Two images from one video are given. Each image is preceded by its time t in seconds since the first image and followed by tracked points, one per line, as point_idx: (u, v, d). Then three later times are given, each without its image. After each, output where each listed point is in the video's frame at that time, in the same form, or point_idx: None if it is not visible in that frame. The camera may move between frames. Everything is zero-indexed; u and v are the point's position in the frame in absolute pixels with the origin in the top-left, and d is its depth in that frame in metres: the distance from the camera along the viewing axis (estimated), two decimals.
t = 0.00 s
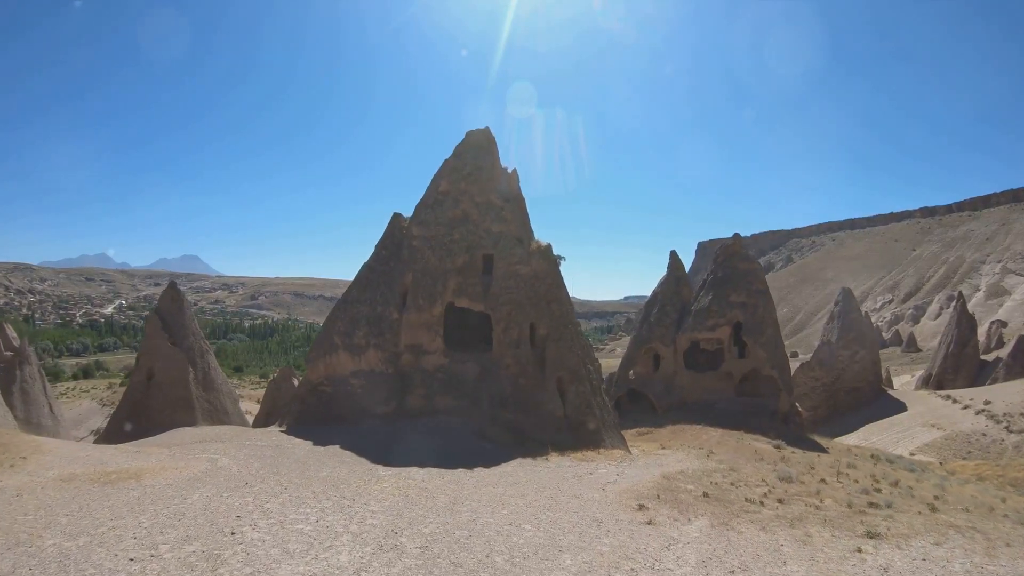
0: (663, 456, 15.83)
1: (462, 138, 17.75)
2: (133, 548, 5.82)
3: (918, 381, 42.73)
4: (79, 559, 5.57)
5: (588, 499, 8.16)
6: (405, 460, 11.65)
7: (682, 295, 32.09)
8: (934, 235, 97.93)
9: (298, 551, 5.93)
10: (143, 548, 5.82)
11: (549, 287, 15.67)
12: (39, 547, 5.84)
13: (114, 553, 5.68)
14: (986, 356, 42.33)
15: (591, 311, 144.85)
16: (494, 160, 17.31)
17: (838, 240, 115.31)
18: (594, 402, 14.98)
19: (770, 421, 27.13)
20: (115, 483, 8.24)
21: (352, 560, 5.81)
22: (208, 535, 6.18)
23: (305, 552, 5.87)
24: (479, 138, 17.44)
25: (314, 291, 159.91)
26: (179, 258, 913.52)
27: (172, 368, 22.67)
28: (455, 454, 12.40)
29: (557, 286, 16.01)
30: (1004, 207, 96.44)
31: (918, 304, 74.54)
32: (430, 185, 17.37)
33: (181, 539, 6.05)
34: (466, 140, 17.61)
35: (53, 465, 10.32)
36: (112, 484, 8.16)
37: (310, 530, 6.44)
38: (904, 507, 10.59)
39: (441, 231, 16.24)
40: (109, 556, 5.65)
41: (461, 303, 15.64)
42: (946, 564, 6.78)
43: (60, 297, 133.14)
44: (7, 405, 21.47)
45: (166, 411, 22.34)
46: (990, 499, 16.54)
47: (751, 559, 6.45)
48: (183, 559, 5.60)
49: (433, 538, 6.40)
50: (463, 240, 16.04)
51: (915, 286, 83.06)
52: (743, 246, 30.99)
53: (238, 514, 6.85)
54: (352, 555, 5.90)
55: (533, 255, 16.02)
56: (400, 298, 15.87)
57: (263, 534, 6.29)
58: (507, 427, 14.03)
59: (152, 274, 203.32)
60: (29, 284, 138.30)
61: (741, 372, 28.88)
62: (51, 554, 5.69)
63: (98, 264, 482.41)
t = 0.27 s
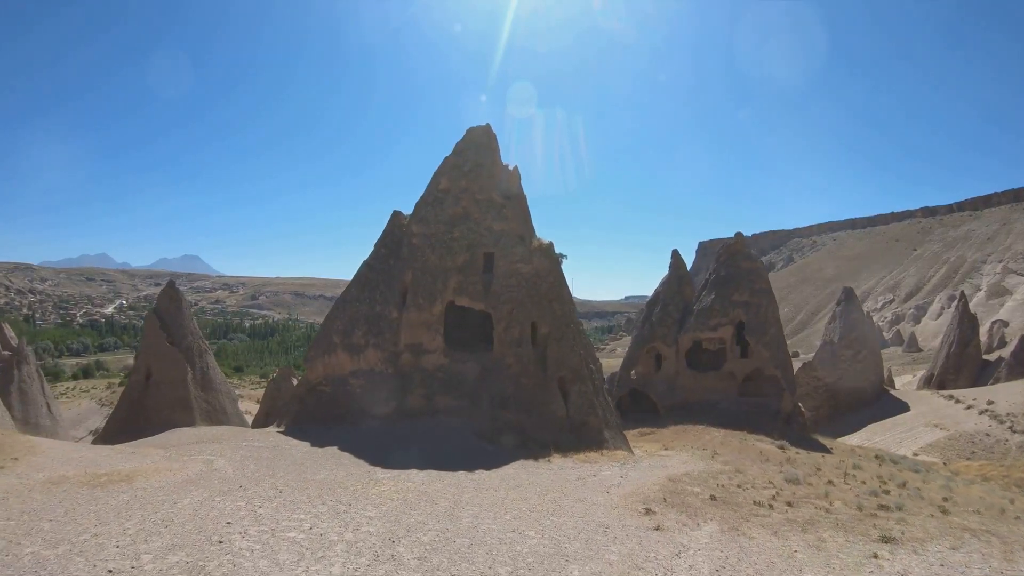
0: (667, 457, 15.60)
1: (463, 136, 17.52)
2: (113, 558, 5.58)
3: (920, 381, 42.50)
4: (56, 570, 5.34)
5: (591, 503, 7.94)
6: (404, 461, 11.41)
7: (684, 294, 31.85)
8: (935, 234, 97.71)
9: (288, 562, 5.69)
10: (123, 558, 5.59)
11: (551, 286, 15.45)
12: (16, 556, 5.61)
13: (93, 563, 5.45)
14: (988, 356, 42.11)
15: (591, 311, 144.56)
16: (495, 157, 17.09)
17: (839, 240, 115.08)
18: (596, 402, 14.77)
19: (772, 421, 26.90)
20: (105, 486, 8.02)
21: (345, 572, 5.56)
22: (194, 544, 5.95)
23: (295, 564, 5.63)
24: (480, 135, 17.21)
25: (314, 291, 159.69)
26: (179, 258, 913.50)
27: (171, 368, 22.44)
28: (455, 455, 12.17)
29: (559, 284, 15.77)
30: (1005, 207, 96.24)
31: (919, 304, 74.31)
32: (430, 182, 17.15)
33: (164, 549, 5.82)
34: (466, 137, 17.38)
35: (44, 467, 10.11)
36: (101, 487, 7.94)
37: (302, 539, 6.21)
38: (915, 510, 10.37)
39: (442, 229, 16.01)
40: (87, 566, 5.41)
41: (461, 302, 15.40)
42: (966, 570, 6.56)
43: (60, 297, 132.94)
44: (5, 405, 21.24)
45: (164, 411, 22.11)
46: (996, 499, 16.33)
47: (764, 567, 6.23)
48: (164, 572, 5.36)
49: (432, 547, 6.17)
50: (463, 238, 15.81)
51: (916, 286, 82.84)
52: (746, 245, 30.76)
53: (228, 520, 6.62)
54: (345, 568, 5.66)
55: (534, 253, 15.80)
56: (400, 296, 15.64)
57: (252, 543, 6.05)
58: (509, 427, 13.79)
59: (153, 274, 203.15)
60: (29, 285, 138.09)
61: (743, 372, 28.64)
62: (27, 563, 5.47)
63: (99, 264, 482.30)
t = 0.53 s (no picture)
0: (671, 457, 15.32)
1: (463, 131, 17.26)
2: (89, 569, 5.31)
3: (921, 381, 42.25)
4: None
5: (596, 507, 7.67)
6: (404, 462, 11.15)
7: (687, 293, 31.59)
8: (936, 234, 97.45)
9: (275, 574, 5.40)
10: (100, 569, 5.31)
11: (553, 284, 15.20)
12: None
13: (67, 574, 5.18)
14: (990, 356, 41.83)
15: (591, 311, 144.32)
16: (496, 153, 16.82)
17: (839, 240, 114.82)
18: (599, 402, 14.50)
19: (775, 421, 26.63)
20: (91, 488, 7.76)
21: None
22: (178, 553, 5.67)
23: None
24: (481, 131, 16.95)
25: (314, 291, 159.47)
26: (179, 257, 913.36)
27: (168, 367, 22.16)
28: (456, 456, 11.90)
29: (561, 282, 15.51)
30: (1006, 207, 96.00)
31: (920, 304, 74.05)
32: (430, 179, 16.89)
33: (145, 558, 5.54)
34: (467, 133, 17.12)
35: (33, 468, 9.86)
36: (88, 489, 7.69)
37: (293, 548, 5.93)
38: (928, 512, 10.12)
39: (442, 225, 15.74)
40: None
41: (462, 301, 15.13)
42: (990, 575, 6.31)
43: (60, 297, 132.64)
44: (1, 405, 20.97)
45: (161, 411, 21.84)
46: (1003, 500, 16.07)
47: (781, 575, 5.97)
48: None
49: (432, 557, 5.89)
50: (464, 235, 15.54)
51: (917, 286, 82.59)
52: (748, 244, 30.51)
53: (216, 526, 6.35)
54: None
55: (536, 250, 15.55)
56: (400, 294, 15.37)
57: (239, 552, 5.77)
58: (510, 428, 13.52)
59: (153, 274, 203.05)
60: (29, 284, 137.80)
61: (746, 371, 28.38)
62: None
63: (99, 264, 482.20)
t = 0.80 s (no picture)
0: (676, 458, 15.07)
1: (464, 128, 17.03)
2: None
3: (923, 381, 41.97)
4: None
5: (601, 512, 7.42)
6: (403, 464, 10.90)
7: (689, 292, 31.34)
8: (937, 234, 97.14)
9: None
10: None
11: (555, 282, 14.96)
12: None
13: None
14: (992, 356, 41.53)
15: (591, 311, 144.11)
16: (497, 149, 16.59)
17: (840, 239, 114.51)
18: (602, 402, 14.25)
19: (778, 422, 26.38)
20: (79, 491, 7.53)
21: None
22: (159, 563, 5.42)
23: None
24: (482, 127, 16.70)
25: (315, 292, 159.27)
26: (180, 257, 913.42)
27: (166, 367, 21.91)
28: (456, 457, 11.65)
29: (563, 280, 15.27)
30: (1007, 207, 95.69)
31: (922, 303, 73.76)
32: (430, 176, 16.65)
33: (123, 569, 5.29)
34: (468, 129, 16.89)
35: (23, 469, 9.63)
36: (75, 492, 7.46)
37: (283, 558, 5.67)
38: (940, 514, 9.88)
39: (442, 223, 15.50)
40: None
41: (462, 299, 14.88)
42: None
43: (60, 297, 132.47)
44: None
45: (159, 411, 21.58)
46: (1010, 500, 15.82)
47: None
48: None
49: (431, 568, 5.63)
50: (465, 233, 15.29)
51: (918, 286, 82.30)
52: (751, 242, 30.27)
53: (204, 533, 6.12)
54: None
55: (538, 248, 15.32)
56: (399, 293, 15.11)
57: (225, 563, 5.51)
58: (512, 428, 13.27)
59: (154, 274, 202.98)
60: (29, 284, 137.60)
61: (749, 371, 28.13)
62: None
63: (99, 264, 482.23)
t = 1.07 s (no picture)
0: (680, 459, 14.83)
1: (465, 124, 16.78)
2: None
3: (925, 381, 41.71)
4: None
5: (607, 517, 7.17)
6: (402, 465, 10.65)
7: (691, 291, 31.08)
8: (938, 234, 96.90)
9: None
10: None
11: (557, 280, 14.72)
12: None
13: None
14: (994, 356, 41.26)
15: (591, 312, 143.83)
16: (498, 146, 16.34)
17: (841, 239, 114.25)
18: (605, 402, 14.01)
19: (782, 422, 26.13)
20: (66, 494, 7.29)
21: None
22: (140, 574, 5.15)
23: None
24: (483, 122, 16.45)
25: (315, 292, 158.98)
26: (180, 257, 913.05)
27: (165, 366, 21.67)
28: (456, 459, 11.39)
29: (565, 278, 15.03)
30: (1008, 207, 95.43)
31: (923, 303, 73.50)
32: (431, 172, 16.40)
33: None
34: (469, 125, 16.64)
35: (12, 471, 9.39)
36: (62, 495, 7.22)
37: (271, 568, 5.40)
38: (953, 515, 9.66)
39: (443, 220, 15.25)
40: None
41: (463, 297, 14.63)
42: None
43: (60, 296, 132.24)
44: None
45: (156, 411, 21.32)
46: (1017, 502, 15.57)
47: None
48: None
49: None
50: (465, 230, 15.05)
51: (919, 285, 82.05)
52: (754, 241, 30.02)
53: (190, 541, 5.86)
54: None
55: (540, 245, 15.09)
56: (399, 291, 14.85)
57: (209, 574, 5.24)
58: (513, 429, 13.03)
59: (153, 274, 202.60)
60: (30, 284, 137.37)
61: (751, 371, 27.87)
62: None
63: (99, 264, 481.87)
